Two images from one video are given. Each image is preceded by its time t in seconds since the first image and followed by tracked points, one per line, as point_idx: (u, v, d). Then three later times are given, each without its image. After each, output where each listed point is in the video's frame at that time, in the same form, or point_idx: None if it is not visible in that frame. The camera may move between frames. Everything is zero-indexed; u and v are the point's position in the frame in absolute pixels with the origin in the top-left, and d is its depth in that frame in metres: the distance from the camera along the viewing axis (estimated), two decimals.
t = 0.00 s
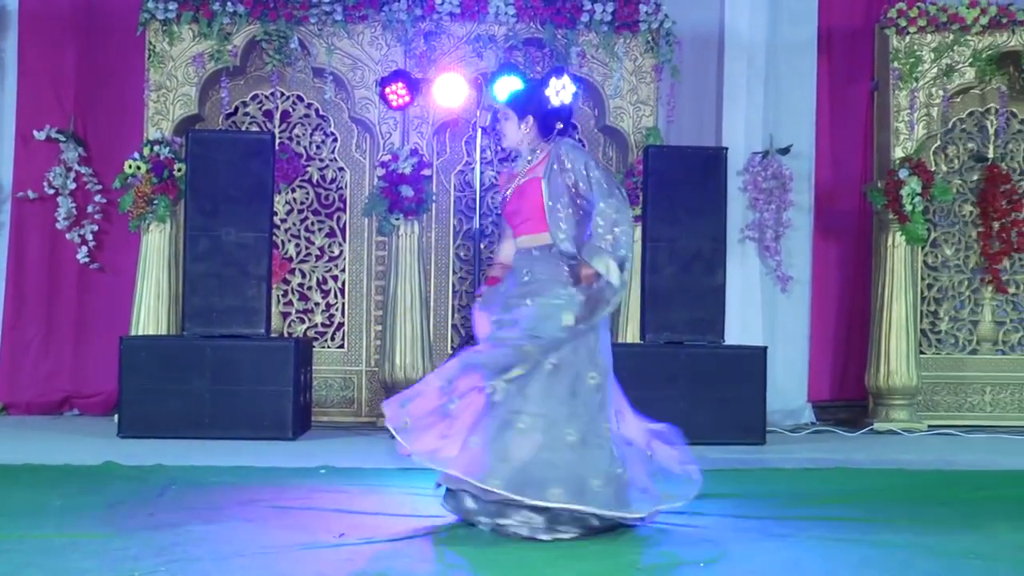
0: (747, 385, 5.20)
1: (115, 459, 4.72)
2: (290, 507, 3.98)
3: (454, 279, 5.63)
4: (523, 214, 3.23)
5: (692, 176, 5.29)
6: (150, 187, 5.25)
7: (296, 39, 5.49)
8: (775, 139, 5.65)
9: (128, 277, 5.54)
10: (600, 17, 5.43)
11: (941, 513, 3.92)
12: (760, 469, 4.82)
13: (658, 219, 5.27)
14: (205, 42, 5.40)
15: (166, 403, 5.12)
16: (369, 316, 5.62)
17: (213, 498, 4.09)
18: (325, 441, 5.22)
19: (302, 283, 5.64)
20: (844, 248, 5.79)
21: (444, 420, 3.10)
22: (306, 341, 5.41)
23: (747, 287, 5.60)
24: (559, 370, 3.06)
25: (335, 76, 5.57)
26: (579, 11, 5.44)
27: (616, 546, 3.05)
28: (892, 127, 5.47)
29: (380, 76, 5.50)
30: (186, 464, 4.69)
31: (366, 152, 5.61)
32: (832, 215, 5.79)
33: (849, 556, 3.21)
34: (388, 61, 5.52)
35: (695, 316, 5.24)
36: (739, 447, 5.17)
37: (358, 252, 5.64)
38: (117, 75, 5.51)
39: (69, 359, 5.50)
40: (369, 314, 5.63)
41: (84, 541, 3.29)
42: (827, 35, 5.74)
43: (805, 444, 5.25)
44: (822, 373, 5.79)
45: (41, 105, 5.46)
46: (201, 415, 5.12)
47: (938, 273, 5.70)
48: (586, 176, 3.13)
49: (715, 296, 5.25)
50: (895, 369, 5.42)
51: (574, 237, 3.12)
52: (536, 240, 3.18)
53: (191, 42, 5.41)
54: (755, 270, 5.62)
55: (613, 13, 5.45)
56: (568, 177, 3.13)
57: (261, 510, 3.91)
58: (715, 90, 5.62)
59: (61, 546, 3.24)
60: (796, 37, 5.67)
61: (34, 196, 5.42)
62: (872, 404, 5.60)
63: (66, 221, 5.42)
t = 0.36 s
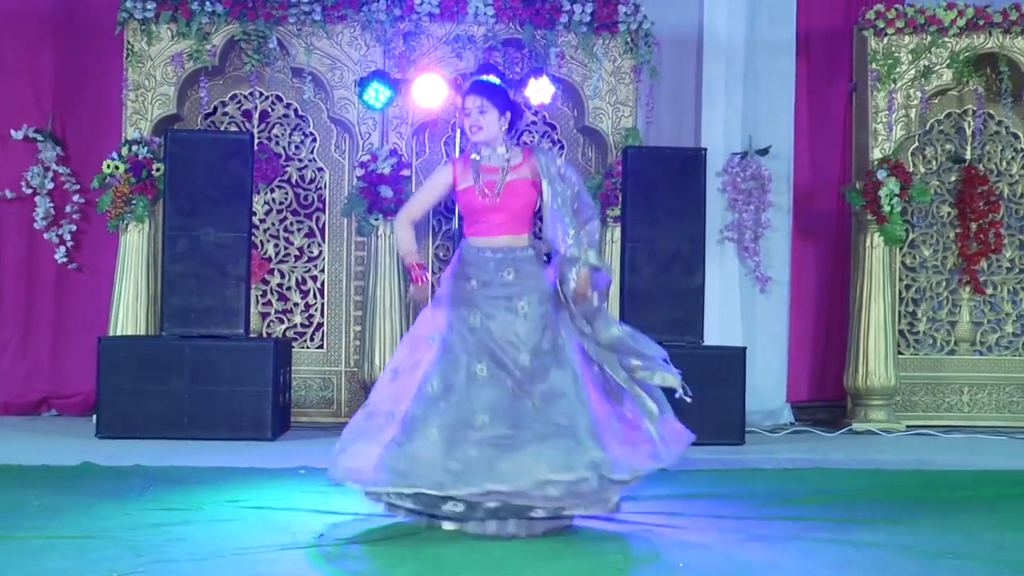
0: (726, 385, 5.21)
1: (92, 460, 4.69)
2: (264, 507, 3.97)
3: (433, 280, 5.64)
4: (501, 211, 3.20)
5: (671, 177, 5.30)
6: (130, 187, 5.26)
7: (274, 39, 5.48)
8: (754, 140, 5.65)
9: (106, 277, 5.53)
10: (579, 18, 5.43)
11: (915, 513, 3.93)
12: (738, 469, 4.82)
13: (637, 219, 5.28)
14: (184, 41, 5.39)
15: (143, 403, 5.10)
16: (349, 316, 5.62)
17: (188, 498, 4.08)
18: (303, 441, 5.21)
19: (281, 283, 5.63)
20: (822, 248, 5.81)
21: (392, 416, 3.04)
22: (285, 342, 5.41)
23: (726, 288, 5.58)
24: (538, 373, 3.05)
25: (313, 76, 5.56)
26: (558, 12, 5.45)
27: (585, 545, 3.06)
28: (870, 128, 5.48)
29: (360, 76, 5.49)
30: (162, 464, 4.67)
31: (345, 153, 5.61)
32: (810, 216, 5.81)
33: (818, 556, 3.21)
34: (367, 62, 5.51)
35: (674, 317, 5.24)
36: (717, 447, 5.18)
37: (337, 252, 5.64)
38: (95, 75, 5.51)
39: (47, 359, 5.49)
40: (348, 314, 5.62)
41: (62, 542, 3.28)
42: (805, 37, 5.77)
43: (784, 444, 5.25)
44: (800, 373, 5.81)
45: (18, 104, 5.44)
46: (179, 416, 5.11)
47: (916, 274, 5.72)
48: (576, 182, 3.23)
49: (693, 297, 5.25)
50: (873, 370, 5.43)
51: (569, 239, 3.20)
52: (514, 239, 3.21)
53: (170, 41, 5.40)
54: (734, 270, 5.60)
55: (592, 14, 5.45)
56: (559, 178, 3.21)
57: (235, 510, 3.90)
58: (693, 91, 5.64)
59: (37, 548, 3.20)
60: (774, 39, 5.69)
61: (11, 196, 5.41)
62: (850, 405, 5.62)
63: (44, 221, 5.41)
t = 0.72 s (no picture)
0: (723, 385, 5.20)
1: (89, 460, 4.69)
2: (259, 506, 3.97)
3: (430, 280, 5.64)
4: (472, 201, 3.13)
5: (667, 177, 5.29)
6: (125, 186, 5.17)
7: (271, 38, 5.48)
8: (751, 140, 5.64)
9: (102, 277, 5.54)
10: (575, 18, 5.43)
11: (911, 514, 3.92)
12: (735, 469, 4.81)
13: (633, 219, 5.27)
14: (180, 41, 5.39)
15: (140, 403, 5.10)
16: (346, 316, 5.62)
17: (184, 498, 4.07)
18: (299, 441, 5.22)
19: (278, 283, 5.63)
20: (818, 247, 5.80)
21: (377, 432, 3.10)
22: (282, 341, 5.41)
23: (722, 288, 5.60)
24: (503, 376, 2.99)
25: (310, 76, 5.56)
26: (555, 12, 5.45)
27: (577, 544, 3.06)
28: (867, 128, 5.48)
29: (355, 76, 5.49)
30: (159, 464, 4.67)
31: (341, 153, 5.62)
32: (807, 216, 5.80)
33: (811, 556, 3.21)
34: (363, 61, 5.51)
35: (671, 317, 5.23)
36: (714, 447, 5.17)
37: (333, 252, 5.64)
38: (91, 74, 5.51)
39: (44, 359, 5.50)
40: (345, 314, 5.62)
41: (55, 541, 3.28)
42: (802, 38, 5.77)
43: (781, 444, 5.25)
44: (797, 373, 5.80)
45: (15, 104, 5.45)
46: (176, 416, 5.11)
47: (913, 274, 5.72)
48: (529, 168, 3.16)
49: (689, 297, 5.25)
50: (871, 370, 5.42)
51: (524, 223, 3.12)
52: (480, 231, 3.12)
53: (166, 41, 5.40)
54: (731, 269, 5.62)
55: (588, 14, 5.45)
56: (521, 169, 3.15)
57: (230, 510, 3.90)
58: (689, 90, 5.63)
59: (32, 548, 3.19)
60: (771, 38, 5.68)
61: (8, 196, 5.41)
62: (848, 405, 5.62)
63: (40, 220, 5.42)
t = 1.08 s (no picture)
0: (737, 386, 5.19)
1: (103, 459, 4.70)
2: (276, 504, 3.97)
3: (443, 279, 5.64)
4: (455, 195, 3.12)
5: (681, 176, 5.28)
6: (140, 185, 5.26)
7: (285, 38, 5.49)
8: (765, 139, 5.63)
9: (116, 276, 5.55)
10: (589, 17, 5.42)
11: (928, 514, 3.90)
12: (750, 469, 4.80)
13: (646, 219, 5.26)
14: (194, 41, 5.40)
15: (154, 402, 5.10)
16: (359, 315, 5.62)
17: (199, 496, 4.08)
18: (313, 440, 5.22)
19: (291, 282, 5.64)
20: (831, 247, 5.79)
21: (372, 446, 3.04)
22: (295, 341, 5.42)
23: (735, 287, 5.59)
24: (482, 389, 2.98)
25: (324, 76, 5.57)
26: (568, 11, 5.45)
27: (600, 546, 3.05)
28: (881, 128, 5.48)
29: (369, 75, 5.50)
30: (173, 463, 4.68)
31: (355, 152, 5.63)
32: (820, 216, 5.79)
33: (830, 556, 3.20)
34: (376, 61, 5.52)
35: (684, 317, 5.23)
36: (728, 447, 5.16)
37: (347, 252, 5.64)
38: (106, 74, 5.52)
39: (58, 358, 5.51)
40: (359, 314, 5.63)
41: (74, 540, 3.28)
42: (815, 36, 5.75)
43: (795, 444, 5.24)
44: (811, 372, 5.79)
45: (29, 103, 5.46)
46: (189, 415, 5.11)
47: (927, 274, 5.70)
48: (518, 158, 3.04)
49: (703, 297, 5.24)
50: (885, 370, 5.41)
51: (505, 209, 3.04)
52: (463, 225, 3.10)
53: (180, 41, 5.41)
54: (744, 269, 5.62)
55: (601, 13, 5.45)
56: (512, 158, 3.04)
57: (247, 508, 3.89)
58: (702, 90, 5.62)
59: (52, 546, 3.19)
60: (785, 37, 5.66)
61: (22, 195, 5.43)
62: (862, 405, 5.60)
63: (55, 220, 5.43)
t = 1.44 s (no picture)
0: (744, 385, 5.18)
1: (110, 459, 4.70)
2: (284, 504, 3.97)
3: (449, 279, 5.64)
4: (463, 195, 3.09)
5: (688, 176, 5.28)
6: (147, 186, 5.20)
7: (291, 38, 5.49)
8: (771, 139, 5.64)
9: (123, 276, 5.55)
10: (595, 17, 5.42)
11: (937, 514, 3.89)
12: (757, 468, 4.79)
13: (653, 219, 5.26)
14: (200, 41, 5.41)
15: (161, 402, 5.10)
16: (366, 316, 5.62)
17: (206, 496, 4.08)
18: (320, 441, 5.22)
19: (298, 282, 5.64)
20: (838, 247, 5.79)
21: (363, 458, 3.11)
22: (302, 341, 5.42)
23: (741, 287, 5.58)
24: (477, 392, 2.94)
25: (330, 76, 5.57)
26: (574, 11, 5.44)
27: (611, 546, 3.05)
28: (888, 127, 5.48)
29: (376, 75, 5.50)
30: (180, 463, 4.68)
31: (362, 152, 5.63)
32: (827, 216, 5.79)
33: (840, 556, 3.19)
34: (383, 61, 5.52)
35: (690, 317, 5.23)
36: (735, 447, 5.16)
37: (353, 252, 5.65)
38: (112, 74, 5.53)
39: (64, 359, 5.51)
40: (365, 314, 5.63)
41: (82, 539, 3.28)
42: (822, 36, 5.75)
43: (802, 444, 5.23)
44: (817, 372, 5.79)
45: (36, 104, 5.47)
46: (196, 415, 5.11)
47: (934, 273, 5.70)
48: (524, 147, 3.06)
49: (709, 296, 5.24)
50: (891, 370, 5.41)
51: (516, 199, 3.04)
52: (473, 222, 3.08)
53: (186, 41, 5.41)
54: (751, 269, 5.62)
55: (608, 13, 5.44)
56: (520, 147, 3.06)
57: (255, 507, 3.89)
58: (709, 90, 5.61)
59: (61, 546, 3.18)
60: (789, 37, 5.68)
61: (29, 195, 5.43)
62: (868, 404, 5.60)
63: (62, 220, 5.43)
